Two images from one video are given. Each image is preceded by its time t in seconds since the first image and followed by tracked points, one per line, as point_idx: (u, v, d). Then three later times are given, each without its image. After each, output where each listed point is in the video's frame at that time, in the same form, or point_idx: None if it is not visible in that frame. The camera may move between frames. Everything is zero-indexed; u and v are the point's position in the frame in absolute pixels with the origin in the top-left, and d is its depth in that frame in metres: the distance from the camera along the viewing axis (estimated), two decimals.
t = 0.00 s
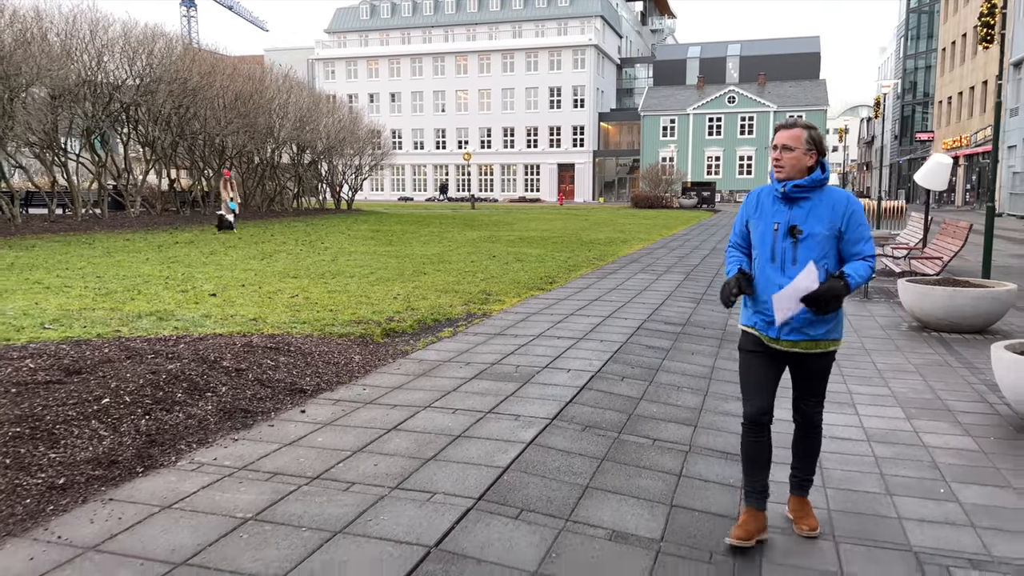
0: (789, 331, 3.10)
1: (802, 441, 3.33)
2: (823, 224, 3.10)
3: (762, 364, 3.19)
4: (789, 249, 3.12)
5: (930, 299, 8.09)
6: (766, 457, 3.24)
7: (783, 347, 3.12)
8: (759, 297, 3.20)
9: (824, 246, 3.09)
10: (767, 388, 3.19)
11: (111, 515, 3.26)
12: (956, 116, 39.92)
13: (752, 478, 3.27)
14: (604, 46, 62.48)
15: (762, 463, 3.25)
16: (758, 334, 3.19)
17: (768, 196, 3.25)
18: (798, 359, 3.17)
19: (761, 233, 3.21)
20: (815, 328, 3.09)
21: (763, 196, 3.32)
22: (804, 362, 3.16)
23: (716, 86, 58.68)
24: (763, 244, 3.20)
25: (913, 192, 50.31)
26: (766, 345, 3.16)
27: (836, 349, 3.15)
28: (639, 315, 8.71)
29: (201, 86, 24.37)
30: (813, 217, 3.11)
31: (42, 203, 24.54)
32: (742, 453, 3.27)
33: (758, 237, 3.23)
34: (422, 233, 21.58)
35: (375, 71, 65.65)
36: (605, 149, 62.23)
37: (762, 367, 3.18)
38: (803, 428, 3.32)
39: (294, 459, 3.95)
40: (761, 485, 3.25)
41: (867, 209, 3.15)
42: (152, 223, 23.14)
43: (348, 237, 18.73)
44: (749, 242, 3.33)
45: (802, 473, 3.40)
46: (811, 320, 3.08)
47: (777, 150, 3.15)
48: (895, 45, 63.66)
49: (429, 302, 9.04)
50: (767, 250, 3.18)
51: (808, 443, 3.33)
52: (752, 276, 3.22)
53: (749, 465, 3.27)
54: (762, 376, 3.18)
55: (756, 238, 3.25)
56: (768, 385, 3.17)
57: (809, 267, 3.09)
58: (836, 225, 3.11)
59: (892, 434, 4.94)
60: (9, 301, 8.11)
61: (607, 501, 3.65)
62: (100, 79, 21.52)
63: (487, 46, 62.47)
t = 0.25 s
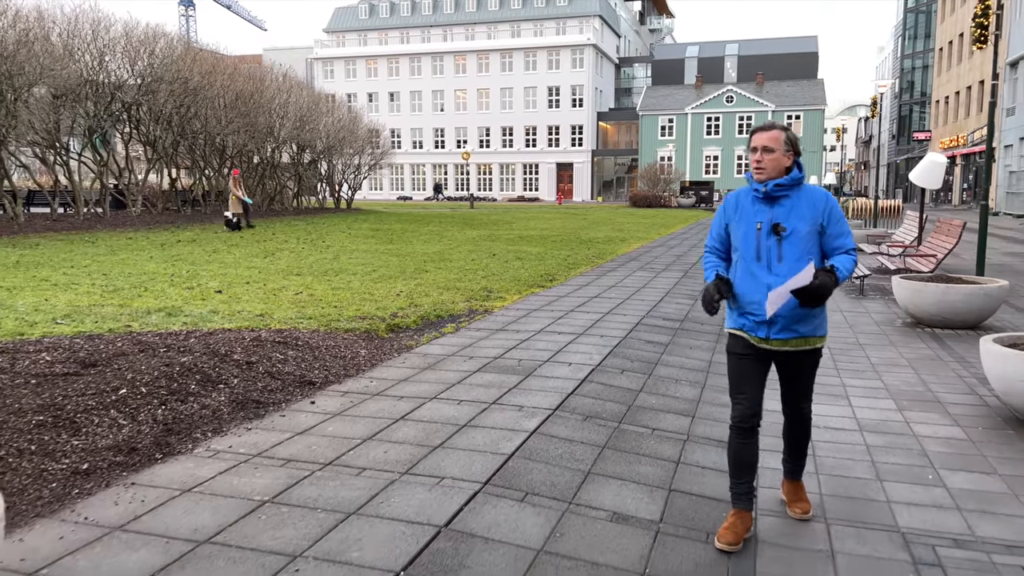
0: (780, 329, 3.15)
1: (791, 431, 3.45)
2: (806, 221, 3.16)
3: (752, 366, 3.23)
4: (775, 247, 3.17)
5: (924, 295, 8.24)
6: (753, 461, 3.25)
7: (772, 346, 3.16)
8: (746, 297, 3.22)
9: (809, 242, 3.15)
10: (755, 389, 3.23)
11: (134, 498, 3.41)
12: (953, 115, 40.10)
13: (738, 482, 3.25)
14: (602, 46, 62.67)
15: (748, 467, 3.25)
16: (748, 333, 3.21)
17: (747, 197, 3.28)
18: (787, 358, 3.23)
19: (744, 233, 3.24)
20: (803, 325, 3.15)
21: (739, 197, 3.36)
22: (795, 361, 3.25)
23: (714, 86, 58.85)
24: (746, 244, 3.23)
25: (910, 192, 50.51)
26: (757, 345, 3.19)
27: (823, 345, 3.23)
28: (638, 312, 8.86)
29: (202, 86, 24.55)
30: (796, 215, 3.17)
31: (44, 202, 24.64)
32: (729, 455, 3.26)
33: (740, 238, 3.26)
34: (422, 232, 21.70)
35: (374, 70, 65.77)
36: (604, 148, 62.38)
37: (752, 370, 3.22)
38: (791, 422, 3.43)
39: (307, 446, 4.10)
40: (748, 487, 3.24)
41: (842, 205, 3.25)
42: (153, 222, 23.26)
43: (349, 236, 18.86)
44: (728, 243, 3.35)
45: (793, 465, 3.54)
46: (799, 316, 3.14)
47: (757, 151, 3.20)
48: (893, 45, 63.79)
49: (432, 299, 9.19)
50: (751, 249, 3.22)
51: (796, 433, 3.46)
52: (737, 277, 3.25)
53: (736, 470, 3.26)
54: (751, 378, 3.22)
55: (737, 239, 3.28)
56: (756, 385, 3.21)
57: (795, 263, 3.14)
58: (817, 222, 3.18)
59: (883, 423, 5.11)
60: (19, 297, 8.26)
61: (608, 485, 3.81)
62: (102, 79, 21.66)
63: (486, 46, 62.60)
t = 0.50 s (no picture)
0: (769, 314, 3.18)
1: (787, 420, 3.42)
2: (787, 205, 3.21)
3: (742, 360, 3.27)
4: (759, 233, 3.20)
5: (919, 292, 8.37)
6: (748, 448, 3.34)
7: (762, 333, 3.19)
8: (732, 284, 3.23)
9: (792, 226, 3.19)
10: (746, 381, 3.30)
11: (154, 483, 3.54)
12: (951, 114, 40.24)
13: (736, 466, 3.35)
14: (601, 45, 62.78)
15: (743, 457, 3.35)
16: (737, 322, 3.22)
17: (726, 185, 3.29)
18: (777, 344, 3.26)
19: (726, 221, 3.25)
20: (791, 308, 3.19)
21: (716, 187, 3.37)
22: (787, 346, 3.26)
23: (713, 84, 58.98)
24: (730, 229, 3.24)
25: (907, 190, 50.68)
26: (748, 332, 3.20)
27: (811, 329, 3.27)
28: (638, 308, 9.00)
29: (202, 84, 24.70)
30: (777, 200, 3.21)
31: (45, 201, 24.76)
32: (726, 446, 3.35)
33: (723, 226, 3.26)
34: (422, 230, 21.83)
35: (373, 69, 65.86)
36: (602, 147, 62.50)
37: (742, 361, 3.27)
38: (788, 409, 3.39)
39: (319, 434, 4.24)
40: (744, 472, 3.34)
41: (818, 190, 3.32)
42: (154, 221, 23.37)
43: (349, 234, 18.98)
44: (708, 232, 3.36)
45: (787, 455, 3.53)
46: (786, 298, 3.18)
47: (744, 144, 3.18)
48: (891, 44, 63.94)
49: (434, 296, 9.32)
50: (735, 236, 3.23)
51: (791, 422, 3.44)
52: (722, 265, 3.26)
53: (731, 456, 3.35)
54: (739, 370, 3.28)
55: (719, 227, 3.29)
56: (746, 376, 3.29)
57: (780, 247, 3.18)
58: (797, 206, 3.23)
59: (877, 414, 5.25)
60: (28, 293, 8.39)
61: (611, 471, 3.94)
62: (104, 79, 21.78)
63: (484, 44, 62.67)
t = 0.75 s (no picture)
0: (765, 313, 3.16)
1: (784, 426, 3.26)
2: (784, 206, 3.19)
3: (740, 360, 3.30)
4: (755, 234, 3.18)
5: (916, 289, 8.50)
6: (747, 439, 3.46)
7: (757, 332, 3.18)
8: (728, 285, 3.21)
9: (788, 227, 3.17)
10: (745, 378, 3.34)
11: (174, 472, 3.66)
12: (949, 112, 40.36)
13: (736, 457, 3.48)
14: (600, 43, 62.88)
15: (744, 449, 3.46)
16: (734, 322, 3.21)
17: (722, 186, 3.26)
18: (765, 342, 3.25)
19: (722, 222, 3.22)
20: (787, 307, 3.17)
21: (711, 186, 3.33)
22: (779, 345, 3.21)
23: (712, 83, 59.11)
24: (727, 232, 3.21)
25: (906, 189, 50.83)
26: (745, 332, 3.19)
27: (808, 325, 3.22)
28: (639, 305, 9.12)
29: (204, 83, 24.82)
30: (774, 201, 3.19)
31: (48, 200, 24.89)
32: (726, 437, 3.47)
33: (721, 225, 3.23)
34: (424, 228, 21.97)
35: (373, 67, 65.90)
36: (602, 145, 62.60)
37: (738, 359, 3.29)
38: (787, 415, 3.24)
39: (333, 426, 4.37)
40: (745, 462, 3.47)
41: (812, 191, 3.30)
42: (157, 219, 23.49)
43: (352, 232, 19.11)
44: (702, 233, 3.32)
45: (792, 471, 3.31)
46: (784, 298, 3.16)
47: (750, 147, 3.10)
48: (890, 42, 64.08)
49: (439, 293, 9.45)
50: (732, 237, 3.21)
51: (791, 430, 3.26)
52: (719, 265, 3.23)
53: (732, 447, 3.48)
54: (735, 368, 3.31)
55: (715, 228, 3.25)
56: (744, 375, 3.34)
57: (777, 248, 3.16)
58: (793, 208, 3.20)
59: (874, 407, 5.39)
60: (39, 291, 8.51)
61: (616, 461, 4.07)
62: (107, 77, 21.90)
63: (484, 43, 62.74)
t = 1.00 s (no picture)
0: (772, 316, 3.21)
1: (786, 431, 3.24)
2: (799, 211, 3.24)
3: (745, 361, 3.38)
4: (768, 237, 3.22)
5: (916, 285, 8.62)
6: (754, 432, 3.56)
7: (763, 335, 3.22)
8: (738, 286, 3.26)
9: (801, 233, 3.22)
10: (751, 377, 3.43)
11: (200, 460, 3.79)
12: (949, 110, 40.46)
13: (743, 450, 3.60)
14: (600, 41, 62.92)
15: (751, 440, 3.57)
16: (740, 324, 3.27)
17: (739, 187, 3.30)
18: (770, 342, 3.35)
19: (737, 223, 3.26)
20: (794, 311, 3.22)
21: (727, 187, 3.37)
22: (784, 347, 3.24)
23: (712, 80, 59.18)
24: (741, 233, 3.26)
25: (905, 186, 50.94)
26: (750, 334, 3.25)
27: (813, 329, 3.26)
28: (642, 301, 9.25)
29: (207, 81, 24.94)
30: (788, 206, 3.23)
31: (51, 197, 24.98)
32: (732, 430, 3.58)
33: (735, 227, 3.27)
34: (426, 226, 22.06)
35: (373, 65, 65.99)
36: (602, 143, 62.67)
37: (743, 360, 3.36)
38: (791, 418, 3.23)
39: (350, 416, 4.51)
40: (752, 454, 3.59)
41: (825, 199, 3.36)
42: (159, 216, 23.58)
43: (354, 230, 19.21)
44: (715, 232, 3.36)
45: (793, 476, 3.26)
46: (790, 302, 3.22)
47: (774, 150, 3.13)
48: (890, 40, 64.13)
49: (445, 289, 9.57)
50: (744, 239, 3.25)
51: (794, 434, 3.24)
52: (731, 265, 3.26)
53: (739, 440, 3.59)
54: (740, 368, 3.39)
55: (730, 228, 3.29)
56: (748, 375, 3.42)
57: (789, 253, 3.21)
58: (807, 214, 3.26)
59: (875, 400, 5.52)
60: (52, 287, 8.65)
61: (624, 450, 4.20)
62: (110, 75, 22.03)
63: (484, 40, 62.74)
